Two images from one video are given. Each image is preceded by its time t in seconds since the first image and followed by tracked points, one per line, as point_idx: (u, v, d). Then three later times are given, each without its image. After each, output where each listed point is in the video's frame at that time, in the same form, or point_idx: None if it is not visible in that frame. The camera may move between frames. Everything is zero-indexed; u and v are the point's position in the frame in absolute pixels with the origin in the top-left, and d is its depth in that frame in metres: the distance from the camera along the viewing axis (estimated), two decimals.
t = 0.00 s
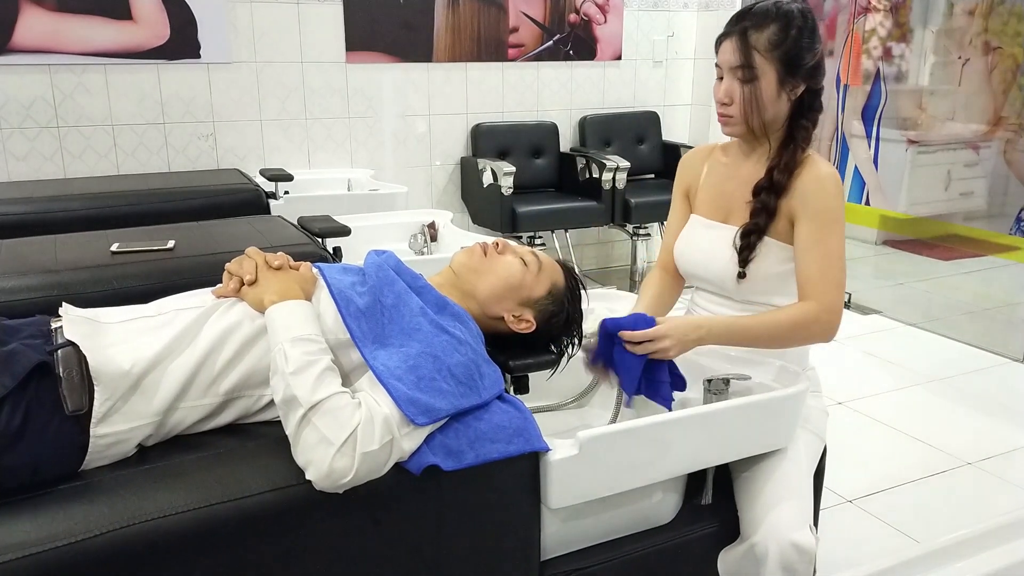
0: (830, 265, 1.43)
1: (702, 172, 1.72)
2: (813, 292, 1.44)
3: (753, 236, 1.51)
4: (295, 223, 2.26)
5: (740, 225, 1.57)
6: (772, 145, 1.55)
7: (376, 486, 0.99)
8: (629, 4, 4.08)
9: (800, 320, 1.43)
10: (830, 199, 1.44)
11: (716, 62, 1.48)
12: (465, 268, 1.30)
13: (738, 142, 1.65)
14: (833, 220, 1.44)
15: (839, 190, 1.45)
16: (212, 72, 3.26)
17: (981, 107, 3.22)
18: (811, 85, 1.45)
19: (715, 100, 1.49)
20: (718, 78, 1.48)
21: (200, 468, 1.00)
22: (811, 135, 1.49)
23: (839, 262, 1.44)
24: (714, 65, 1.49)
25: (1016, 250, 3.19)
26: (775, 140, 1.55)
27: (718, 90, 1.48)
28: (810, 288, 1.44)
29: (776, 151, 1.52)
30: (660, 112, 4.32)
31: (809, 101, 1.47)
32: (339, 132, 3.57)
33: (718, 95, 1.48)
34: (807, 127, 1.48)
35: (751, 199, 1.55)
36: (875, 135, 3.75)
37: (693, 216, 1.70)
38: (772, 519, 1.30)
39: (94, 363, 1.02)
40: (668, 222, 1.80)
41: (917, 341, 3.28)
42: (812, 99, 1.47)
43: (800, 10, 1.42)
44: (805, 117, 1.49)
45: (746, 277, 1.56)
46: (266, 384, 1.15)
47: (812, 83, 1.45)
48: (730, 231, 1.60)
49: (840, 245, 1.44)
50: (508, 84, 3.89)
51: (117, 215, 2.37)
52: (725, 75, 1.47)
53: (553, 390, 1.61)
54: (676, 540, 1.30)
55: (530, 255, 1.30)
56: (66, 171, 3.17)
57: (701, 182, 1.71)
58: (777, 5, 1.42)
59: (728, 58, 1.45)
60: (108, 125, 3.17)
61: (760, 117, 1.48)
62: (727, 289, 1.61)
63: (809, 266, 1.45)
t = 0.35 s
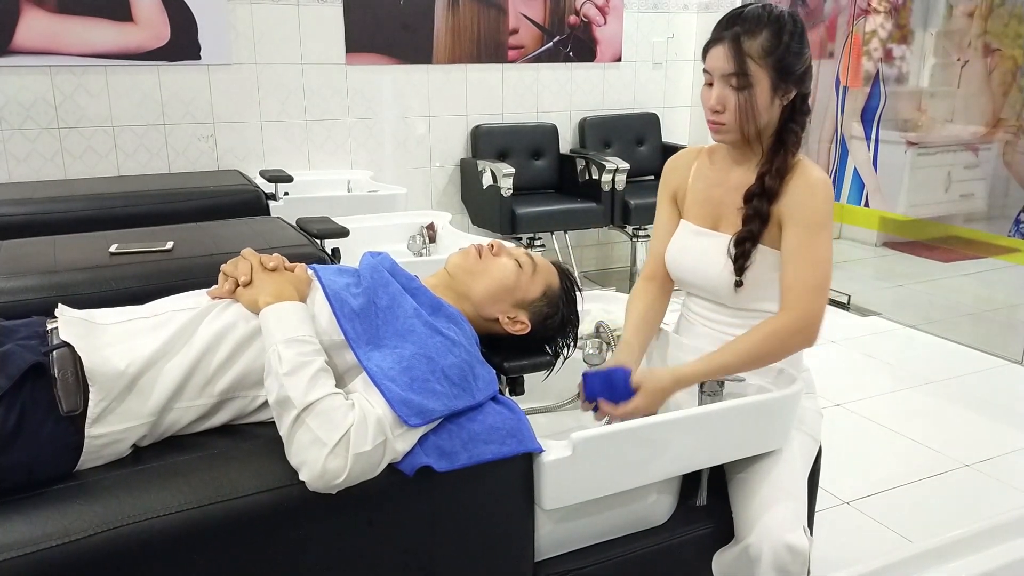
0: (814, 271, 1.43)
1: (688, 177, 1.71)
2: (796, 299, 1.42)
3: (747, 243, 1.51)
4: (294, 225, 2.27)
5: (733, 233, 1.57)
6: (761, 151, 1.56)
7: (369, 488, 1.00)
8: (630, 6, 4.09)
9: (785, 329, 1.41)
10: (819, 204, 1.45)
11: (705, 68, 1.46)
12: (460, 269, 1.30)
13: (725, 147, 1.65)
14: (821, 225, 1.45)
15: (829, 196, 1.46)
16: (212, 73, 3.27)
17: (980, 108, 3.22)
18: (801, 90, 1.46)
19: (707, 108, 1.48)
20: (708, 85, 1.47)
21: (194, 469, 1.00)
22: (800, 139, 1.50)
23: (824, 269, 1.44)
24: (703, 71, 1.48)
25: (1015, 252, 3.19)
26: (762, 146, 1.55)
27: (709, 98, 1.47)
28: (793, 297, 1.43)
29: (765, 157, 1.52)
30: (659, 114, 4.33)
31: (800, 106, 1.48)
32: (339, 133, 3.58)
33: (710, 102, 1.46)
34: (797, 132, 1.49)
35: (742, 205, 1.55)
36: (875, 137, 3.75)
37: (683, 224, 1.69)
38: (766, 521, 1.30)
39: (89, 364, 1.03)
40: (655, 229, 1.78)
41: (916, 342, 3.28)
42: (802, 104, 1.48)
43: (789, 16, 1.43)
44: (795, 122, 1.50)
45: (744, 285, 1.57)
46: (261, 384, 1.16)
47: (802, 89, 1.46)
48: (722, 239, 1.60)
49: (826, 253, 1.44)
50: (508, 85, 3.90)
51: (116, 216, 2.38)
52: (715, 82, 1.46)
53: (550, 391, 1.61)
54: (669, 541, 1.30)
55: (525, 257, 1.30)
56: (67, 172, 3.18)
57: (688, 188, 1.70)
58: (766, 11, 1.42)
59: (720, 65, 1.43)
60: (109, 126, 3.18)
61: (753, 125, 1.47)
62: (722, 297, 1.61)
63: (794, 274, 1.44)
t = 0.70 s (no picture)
0: (783, 278, 1.43)
1: (685, 178, 1.70)
2: (760, 300, 1.42)
3: (739, 250, 1.51)
4: (293, 225, 2.27)
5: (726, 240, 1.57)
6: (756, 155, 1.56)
7: (365, 489, 1.00)
8: (630, 6, 4.09)
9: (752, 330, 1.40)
10: (806, 214, 1.45)
11: (703, 70, 1.45)
12: (458, 270, 1.30)
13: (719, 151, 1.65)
14: (804, 237, 1.45)
15: (821, 204, 1.47)
16: (213, 73, 3.27)
17: (981, 108, 3.22)
18: (799, 96, 1.46)
19: (703, 111, 1.47)
20: (706, 88, 1.46)
21: (191, 468, 1.00)
22: (795, 145, 1.50)
23: (792, 278, 1.44)
24: (701, 73, 1.47)
25: (1015, 253, 3.19)
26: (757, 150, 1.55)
27: (706, 101, 1.46)
28: (758, 298, 1.42)
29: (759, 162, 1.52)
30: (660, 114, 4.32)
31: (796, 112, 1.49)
32: (340, 133, 3.58)
33: (707, 105, 1.46)
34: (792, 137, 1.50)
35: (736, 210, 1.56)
36: (874, 136, 3.75)
37: (680, 226, 1.69)
38: (763, 522, 1.30)
39: (86, 365, 1.03)
40: (642, 225, 1.76)
41: (916, 343, 3.28)
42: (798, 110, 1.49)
43: (790, 20, 1.42)
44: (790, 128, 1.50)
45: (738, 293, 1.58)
46: (258, 385, 1.16)
47: (799, 95, 1.46)
48: (716, 245, 1.61)
49: (799, 263, 1.45)
50: (509, 85, 3.90)
51: (116, 216, 2.38)
52: (713, 84, 1.45)
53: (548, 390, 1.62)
54: (666, 542, 1.31)
55: (522, 257, 1.30)
56: (68, 172, 3.18)
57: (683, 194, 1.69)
58: (767, 14, 1.41)
59: (719, 69, 1.42)
60: (109, 126, 3.18)
61: (750, 130, 1.48)
62: (719, 302, 1.62)
63: (765, 275, 1.43)
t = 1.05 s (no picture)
0: (793, 280, 1.41)
1: (694, 179, 1.72)
2: (769, 304, 1.41)
3: (737, 252, 1.50)
4: (293, 225, 2.26)
5: (724, 241, 1.57)
6: (757, 156, 1.56)
7: (362, 492, 1.00)
8: (631, 6, 4.08)
9: (758, 332, 1.39)
10: (809, 215, 1.44)
11: (704, 70, 1.46)
12: (457, 272, 1.30)
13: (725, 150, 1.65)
14: (810, 238, 1.44)
15: (822, 206, 1.45)
16: (213, 74, 3.27)
17: (983, 109, 3.21)
18: (800, 97, 1.46)
19: (704, 111, 1.48)
20: (707, 87, 1.47)
21: (187, 470, 1.00)
22: (796, 148, 1.49)
23: (801, 279, 1.42)
24: (703, 74, 1.47)
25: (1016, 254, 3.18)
26: (759, 150, 1.55)
27: (706, 101, 1.47)
28: (767, 301, 1.41)
29: (760, 163, 1.52)
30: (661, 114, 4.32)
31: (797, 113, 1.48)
32: (340, 133, 3.57)
33: (708, 105, 1.46)
34: (793, 139, 1.49)
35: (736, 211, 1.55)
36: (876, 137, 3.73)
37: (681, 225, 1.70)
38: (763, 525, 1.30)
39: (83, 366, 1.03)
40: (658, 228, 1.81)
41: (918, 344, 3.27)
42: (799, 111, 1.48)
43: (792, 20, 1.41)
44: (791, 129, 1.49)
45: (733, 294, 1.57)
46: (255, 385, 1.16)
47: (801, 96, 1.46)
48: (714, 246, 1.60)
49: (808, 264, 1.43)
50: (510, 86, 3.89)
51: (116, 216, 2.37)
52: (714, 84, 1.45)
53: (548, 392, 1.61)
54: (665, 545, 1.30)
55: (521, 259, 1.30)
56: (68, 172, 3.18)
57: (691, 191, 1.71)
58: (770, 15, 1.41)
59: (720, 69, 1.43)
60: (110, 126, 3.18)
61: (750, 131, 1.48)
62: (713, 301, 1.62)
63: (772, 278, 1.42)
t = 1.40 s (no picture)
0: (772, 264, 1.40)
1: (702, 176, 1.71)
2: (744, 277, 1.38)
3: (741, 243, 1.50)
4: (293, 225, 2.26)
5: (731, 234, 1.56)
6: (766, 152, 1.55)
7: (359, 495, 0.99)
8: (632, 6, 4.07)
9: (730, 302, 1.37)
10: (807, 210, 1.43)
11: (710, 70, 1.47)
12: (456, 274, 1.30)
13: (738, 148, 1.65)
14: (802, 231, 1.43)
15: (826, 204, 1.45)
16: (213, 74, 3.26)
17: (984, 109, 3.20)
18: (809, 91, 1.44)
19: (713, 109, 1.49)
20: (714, 86, 1.48)
21: (183, 474, 1.00)
22: (805, 143, 1.48)
23: (780, 267, 1.41)
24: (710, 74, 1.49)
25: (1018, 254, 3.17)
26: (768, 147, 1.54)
27: (714, 99, 1.48)
28: (742, 273, 1.39)
29: (770, 159, 1.52)
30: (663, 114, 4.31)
31: (807, 107, 1.46)
32: (341, 133, 3.57)
33: (715, 104, 1.47)
34: (803, 134, 1.48)
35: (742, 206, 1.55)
36: (877, 137, 3.72)
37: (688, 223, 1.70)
38: (764, 528, 1.29)
39: (78, 368, 1.02)
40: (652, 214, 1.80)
41: (919, 345, 3.26)
42: (809, 105, 1.46)
43: (795, 15, 1.40)
44: (803, 123, 1.48)
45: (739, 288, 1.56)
46: (251, 388, 1.15)
47: (809, 90, 1.44)
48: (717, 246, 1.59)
49: (791, 255, 1.43)
50: (510, 86, 3.89)
51: (114, 217, 2.37)
52: (720, 83, 1.46)
53: (547, 394, 1.60)
54: (665, 548, 1.29)
55: (520, 259, 1.29)
56: (68, 172, 3.18)
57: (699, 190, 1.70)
58: (771, 12, 1.41)
59: (723, 67, 1.44)
60: (109, 126, 3.18)
61: (756, 127, 1.48)
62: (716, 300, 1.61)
63: (754, 254, 1.41)
